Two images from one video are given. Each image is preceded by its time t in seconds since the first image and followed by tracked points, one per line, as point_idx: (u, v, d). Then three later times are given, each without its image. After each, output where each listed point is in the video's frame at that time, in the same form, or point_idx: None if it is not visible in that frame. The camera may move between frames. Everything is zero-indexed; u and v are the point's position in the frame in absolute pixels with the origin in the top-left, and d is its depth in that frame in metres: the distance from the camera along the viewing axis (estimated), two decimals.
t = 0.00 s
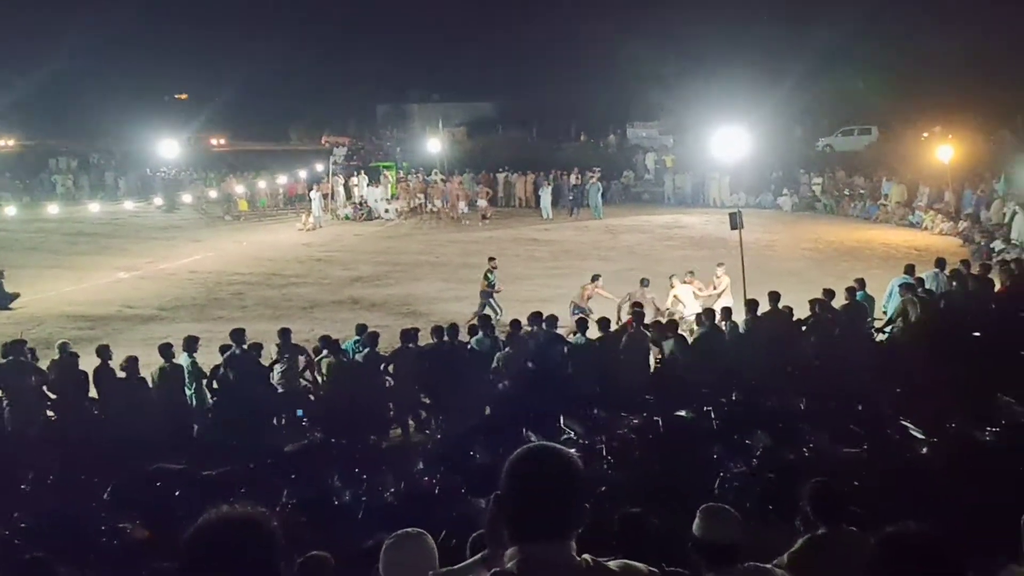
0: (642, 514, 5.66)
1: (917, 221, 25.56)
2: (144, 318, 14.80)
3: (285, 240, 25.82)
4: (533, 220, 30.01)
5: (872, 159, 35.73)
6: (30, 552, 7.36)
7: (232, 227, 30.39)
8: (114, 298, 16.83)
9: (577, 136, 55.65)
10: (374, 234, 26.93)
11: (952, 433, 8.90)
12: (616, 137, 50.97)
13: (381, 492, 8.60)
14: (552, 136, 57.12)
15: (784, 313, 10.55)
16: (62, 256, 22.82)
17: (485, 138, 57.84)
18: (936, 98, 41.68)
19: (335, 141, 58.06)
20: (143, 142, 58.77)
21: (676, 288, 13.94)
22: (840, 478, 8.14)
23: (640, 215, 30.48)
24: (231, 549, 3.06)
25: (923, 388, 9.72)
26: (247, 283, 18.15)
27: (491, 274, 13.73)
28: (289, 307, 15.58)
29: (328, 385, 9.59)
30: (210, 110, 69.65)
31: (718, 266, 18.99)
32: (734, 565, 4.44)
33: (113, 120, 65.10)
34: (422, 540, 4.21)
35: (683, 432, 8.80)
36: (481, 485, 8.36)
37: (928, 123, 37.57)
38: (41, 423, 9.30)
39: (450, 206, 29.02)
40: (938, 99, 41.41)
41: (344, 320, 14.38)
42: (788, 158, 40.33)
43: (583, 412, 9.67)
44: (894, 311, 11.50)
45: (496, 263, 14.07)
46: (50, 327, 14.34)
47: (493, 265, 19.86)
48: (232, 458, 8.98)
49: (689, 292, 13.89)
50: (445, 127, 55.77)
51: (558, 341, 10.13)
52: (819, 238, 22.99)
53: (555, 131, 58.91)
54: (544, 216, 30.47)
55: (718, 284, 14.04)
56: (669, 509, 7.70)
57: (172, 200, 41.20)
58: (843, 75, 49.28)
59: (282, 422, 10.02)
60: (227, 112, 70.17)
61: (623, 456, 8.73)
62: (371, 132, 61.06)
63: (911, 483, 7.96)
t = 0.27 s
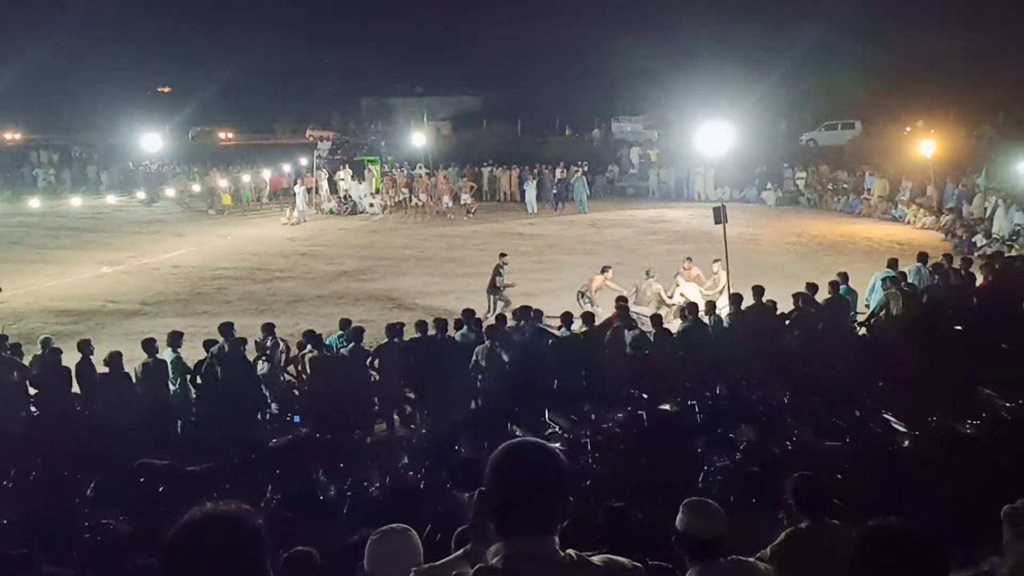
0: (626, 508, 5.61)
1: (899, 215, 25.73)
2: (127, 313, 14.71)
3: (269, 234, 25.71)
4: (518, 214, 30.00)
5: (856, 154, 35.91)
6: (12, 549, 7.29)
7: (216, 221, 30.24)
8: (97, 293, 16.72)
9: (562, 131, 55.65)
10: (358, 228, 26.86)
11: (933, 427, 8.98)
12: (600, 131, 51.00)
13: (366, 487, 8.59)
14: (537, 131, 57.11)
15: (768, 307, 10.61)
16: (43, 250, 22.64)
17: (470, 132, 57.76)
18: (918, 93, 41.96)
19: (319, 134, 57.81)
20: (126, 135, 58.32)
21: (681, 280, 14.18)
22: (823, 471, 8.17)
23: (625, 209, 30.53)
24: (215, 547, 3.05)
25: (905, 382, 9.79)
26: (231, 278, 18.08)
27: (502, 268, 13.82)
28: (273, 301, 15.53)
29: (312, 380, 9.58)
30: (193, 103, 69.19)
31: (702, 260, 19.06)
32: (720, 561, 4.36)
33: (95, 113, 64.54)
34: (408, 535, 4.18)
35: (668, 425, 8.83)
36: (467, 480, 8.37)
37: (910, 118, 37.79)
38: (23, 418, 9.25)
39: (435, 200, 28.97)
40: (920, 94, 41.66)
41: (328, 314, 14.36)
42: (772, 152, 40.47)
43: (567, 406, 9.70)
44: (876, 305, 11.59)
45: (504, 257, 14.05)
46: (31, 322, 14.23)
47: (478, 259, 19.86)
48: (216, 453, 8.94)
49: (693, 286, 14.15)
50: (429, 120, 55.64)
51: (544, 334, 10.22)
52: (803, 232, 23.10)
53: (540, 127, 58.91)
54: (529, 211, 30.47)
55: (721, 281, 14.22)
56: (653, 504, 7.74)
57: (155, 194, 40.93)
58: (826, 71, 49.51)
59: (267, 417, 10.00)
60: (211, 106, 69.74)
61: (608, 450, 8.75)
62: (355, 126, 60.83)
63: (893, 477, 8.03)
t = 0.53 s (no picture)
0: (617, 509, 5.56)
1: (891, 216, 25.79)
2: (120, 314, 14.68)
3: (262, 235, 25.68)
4: (511, 215, 30.02)
5: (848, 155, 36.01)
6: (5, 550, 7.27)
7: (209, 222, 30.18)
8: (89, 293, 16.68)
9: (555, 132, 55.69)
10: (352, 229, 26.83)
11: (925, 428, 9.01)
12: (594, 133, 50.98)
13: (359, 488, 8.58)
14: (531, 133, 57.16)
15: (760, 308, 10.63)
16: (35, 251, 22.58)
17: (463, 134, 57.72)
18: (910, 95, 42.02)
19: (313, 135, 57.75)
20: (119, 135, 58.19)
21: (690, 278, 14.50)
22: (815, 471, 8.19)
23: (618, 210, 30.57)
24: (209, 551, 3.04)
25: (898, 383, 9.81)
26: (224, 279, 18.05)
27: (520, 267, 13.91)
28: (267, 302, 15.51)
29: (305, 381, 9.57)
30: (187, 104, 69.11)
31: (695, 261, 19.08)
32: (712, 562, 4.32)
33: (87, 113, 64.37)
34: (401, 537, 4.18)
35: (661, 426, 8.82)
36: (460, 482, 8.36)
37: (902, 120, 37.92)
38: (15, 420, 9.21)
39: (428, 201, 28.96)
40: (912, 95, 41.78)
41: (321, 315, 14.34)
42: (764, 153, 40.55)
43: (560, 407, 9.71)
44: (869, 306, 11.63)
45: (526, 256, 14.10)
46: (23, 322, 14.19)
47: (472, 260, 19.86)
48: (209, 454, 8.92)
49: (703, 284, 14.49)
50: (423, 121, 55.64)
51: (537, 335, 10.23)
52: (795, 233, 23.15)
53: (534, 129, 58.95)
54: (522, 212, 30.49)
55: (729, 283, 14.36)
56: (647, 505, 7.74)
57: (147, 195, 40.84)
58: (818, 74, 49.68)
59: (260, 418, 9.99)
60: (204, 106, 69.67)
61: (601, 452, 8.75)
62: (349, 127, 60.79)
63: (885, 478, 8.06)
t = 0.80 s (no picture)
0: (608, 511, 5.53)
1: (882, 219, 25.88)
2: (110, 315, 14.63)
3: (253, 236, 25.62)
4: (504, 217, 30.02)
5: (839, 159, 36.13)
6: None
7: (200, 223, 30.11)
8: (79, 294, 16.61)
9: (547, 134, 55.72)
10: (343, 231, 26.79)
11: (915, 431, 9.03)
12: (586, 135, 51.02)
13: (349, 490, 8.54)
14: (523, 135, 57.17)
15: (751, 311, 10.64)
16: (25, 252, 22.48)
17: (455, 135, 57.71)
18: (901, 98, 42.17)
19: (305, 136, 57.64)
20: (110, 135, 58.00)
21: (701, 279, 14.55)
22: (805, 474, 8.20)
23: (610, 213, 30.60)
24: (198, 554, 3.02)
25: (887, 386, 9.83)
26: (215, 280, 18.00)
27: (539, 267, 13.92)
28: (257, 304, 15.47)
29: (295, 383, 9.54)
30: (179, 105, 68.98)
31: (686, 264, 19.11)
32: (700, 564, 4.31)
33: (78, 112, 64.15)
34: (391, 540, 4.17)
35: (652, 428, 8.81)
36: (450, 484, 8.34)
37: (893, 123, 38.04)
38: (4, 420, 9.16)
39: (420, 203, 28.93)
40: (903, 99, 41.93)
41: (312, 317, 14.32)
42: (756, 156, 40.63)
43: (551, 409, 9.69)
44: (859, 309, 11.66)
45: (544, 258, 14.18)
46: (12, 323, 14.12)
47: (464, 262, 19.85)
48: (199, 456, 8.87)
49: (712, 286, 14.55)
50: (415, 123, 55.58)
51: (529, 337, 10.22)
52: (787, 236, 23.20)
53: (526, 131, 58.97)
54: (514, 214, 30.49)
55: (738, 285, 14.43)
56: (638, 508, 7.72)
57: (138, 196, 40.71)
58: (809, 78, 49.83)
59: (250, 419, 9.95)
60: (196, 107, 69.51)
61: (592, 454, 8.73)
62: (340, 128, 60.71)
63: (875, 482, 8.07)
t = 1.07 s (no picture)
0: (593, 507, 5.51)
1: (866, 215, 26.03)
2: (92, 312, 14.54)
3: (237, 233, 25.52)
4: (489, 214, 30.01)
5: (823, 156, 36.34)
6: None
7: (183, 220, 29.93)
8: (62, 292, 16.51)
9: (532, 131, 55.80)
10: (328, 227, 26.72)
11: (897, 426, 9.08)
12: (571, 132, 51.07)
13: (334, 488, 8.53)
14: (508, 132, 57.21)
15: (736, 307, 10.67)
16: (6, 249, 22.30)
17: (441, 132, 57.67)
18: (884, 95, 42.44)
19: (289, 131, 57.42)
20: (92, 131, 57.63)
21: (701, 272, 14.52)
22: (789, 469, 8.22)
23: (595, 209, 30.66)
24: (179, 554, 3.01)
25: (870, 381, 9.86)
26: (198, 277, 17.91)
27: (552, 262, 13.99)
28: (241, 301, 15.41)
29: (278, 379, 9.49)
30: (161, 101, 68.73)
31: (671, 260, 19.15)
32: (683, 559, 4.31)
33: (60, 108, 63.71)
34: (376, 537, 4.18)
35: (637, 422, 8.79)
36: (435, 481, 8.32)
37: (876, 119, 38.23)
38: None
39: (405, 199, 28.89)
40: (887, 95, 42.17)
41: (297, 314, 14.26)
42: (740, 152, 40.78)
43: (537, 406, 9.66)
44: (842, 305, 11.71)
45: (559, 252, 14.24)
46: None
47: (449, 259, 19.82)
48: (181, 453, 8.81)
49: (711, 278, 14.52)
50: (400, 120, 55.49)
51: (515, 334, 10.22)
52: (771, 232, 23.29)
53: (511, 128, 58.98)
54: (499, 210, 30.49)
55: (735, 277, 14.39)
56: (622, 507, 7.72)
57: (121, 193, 40.48)
58: (794, 74, 50.04)
59: (235, 417, 9.89)
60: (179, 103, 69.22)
61: (576, 450, 8.71)
62: (324, 124, 60.65)
63: (858, 479, 8.11)
